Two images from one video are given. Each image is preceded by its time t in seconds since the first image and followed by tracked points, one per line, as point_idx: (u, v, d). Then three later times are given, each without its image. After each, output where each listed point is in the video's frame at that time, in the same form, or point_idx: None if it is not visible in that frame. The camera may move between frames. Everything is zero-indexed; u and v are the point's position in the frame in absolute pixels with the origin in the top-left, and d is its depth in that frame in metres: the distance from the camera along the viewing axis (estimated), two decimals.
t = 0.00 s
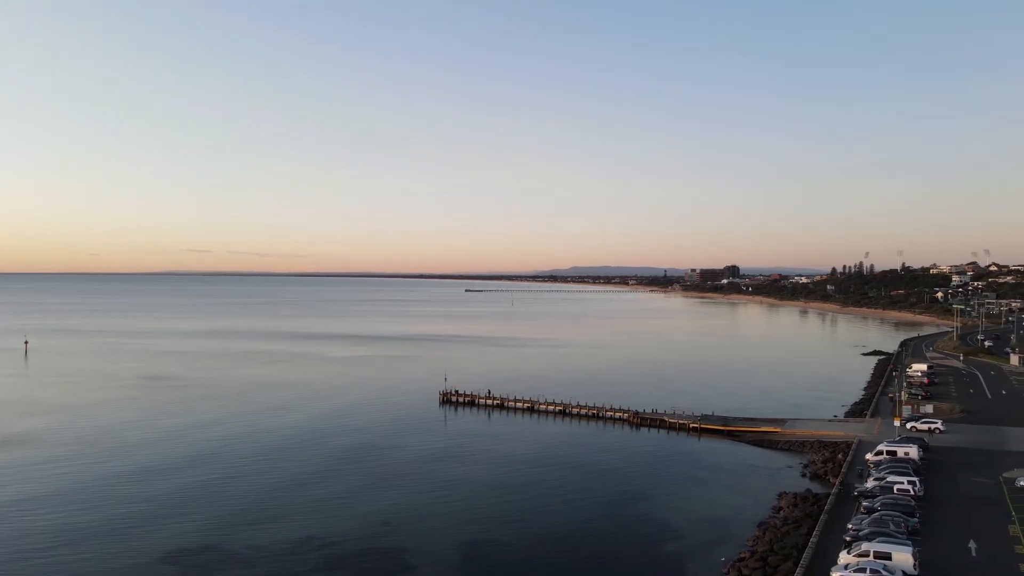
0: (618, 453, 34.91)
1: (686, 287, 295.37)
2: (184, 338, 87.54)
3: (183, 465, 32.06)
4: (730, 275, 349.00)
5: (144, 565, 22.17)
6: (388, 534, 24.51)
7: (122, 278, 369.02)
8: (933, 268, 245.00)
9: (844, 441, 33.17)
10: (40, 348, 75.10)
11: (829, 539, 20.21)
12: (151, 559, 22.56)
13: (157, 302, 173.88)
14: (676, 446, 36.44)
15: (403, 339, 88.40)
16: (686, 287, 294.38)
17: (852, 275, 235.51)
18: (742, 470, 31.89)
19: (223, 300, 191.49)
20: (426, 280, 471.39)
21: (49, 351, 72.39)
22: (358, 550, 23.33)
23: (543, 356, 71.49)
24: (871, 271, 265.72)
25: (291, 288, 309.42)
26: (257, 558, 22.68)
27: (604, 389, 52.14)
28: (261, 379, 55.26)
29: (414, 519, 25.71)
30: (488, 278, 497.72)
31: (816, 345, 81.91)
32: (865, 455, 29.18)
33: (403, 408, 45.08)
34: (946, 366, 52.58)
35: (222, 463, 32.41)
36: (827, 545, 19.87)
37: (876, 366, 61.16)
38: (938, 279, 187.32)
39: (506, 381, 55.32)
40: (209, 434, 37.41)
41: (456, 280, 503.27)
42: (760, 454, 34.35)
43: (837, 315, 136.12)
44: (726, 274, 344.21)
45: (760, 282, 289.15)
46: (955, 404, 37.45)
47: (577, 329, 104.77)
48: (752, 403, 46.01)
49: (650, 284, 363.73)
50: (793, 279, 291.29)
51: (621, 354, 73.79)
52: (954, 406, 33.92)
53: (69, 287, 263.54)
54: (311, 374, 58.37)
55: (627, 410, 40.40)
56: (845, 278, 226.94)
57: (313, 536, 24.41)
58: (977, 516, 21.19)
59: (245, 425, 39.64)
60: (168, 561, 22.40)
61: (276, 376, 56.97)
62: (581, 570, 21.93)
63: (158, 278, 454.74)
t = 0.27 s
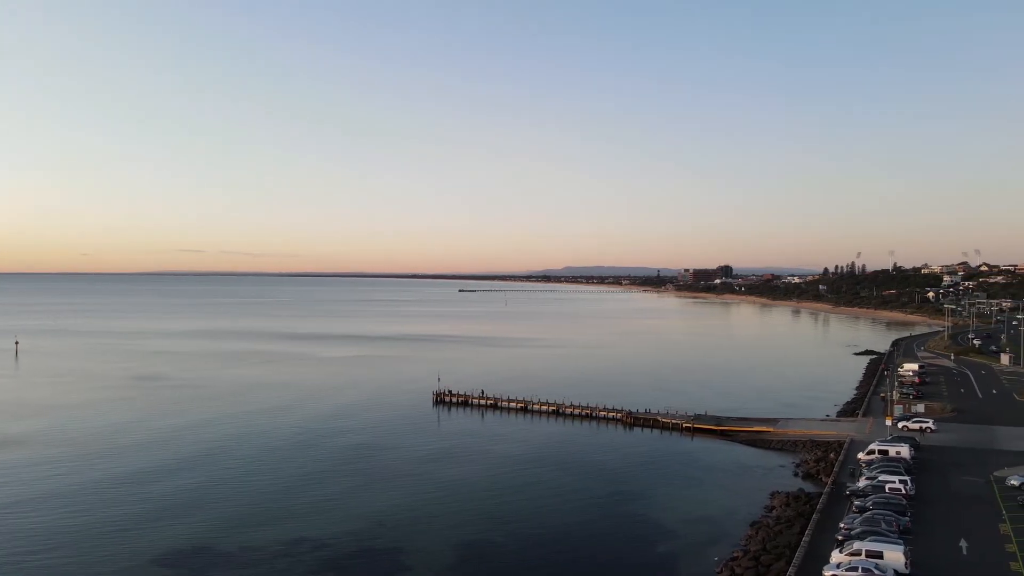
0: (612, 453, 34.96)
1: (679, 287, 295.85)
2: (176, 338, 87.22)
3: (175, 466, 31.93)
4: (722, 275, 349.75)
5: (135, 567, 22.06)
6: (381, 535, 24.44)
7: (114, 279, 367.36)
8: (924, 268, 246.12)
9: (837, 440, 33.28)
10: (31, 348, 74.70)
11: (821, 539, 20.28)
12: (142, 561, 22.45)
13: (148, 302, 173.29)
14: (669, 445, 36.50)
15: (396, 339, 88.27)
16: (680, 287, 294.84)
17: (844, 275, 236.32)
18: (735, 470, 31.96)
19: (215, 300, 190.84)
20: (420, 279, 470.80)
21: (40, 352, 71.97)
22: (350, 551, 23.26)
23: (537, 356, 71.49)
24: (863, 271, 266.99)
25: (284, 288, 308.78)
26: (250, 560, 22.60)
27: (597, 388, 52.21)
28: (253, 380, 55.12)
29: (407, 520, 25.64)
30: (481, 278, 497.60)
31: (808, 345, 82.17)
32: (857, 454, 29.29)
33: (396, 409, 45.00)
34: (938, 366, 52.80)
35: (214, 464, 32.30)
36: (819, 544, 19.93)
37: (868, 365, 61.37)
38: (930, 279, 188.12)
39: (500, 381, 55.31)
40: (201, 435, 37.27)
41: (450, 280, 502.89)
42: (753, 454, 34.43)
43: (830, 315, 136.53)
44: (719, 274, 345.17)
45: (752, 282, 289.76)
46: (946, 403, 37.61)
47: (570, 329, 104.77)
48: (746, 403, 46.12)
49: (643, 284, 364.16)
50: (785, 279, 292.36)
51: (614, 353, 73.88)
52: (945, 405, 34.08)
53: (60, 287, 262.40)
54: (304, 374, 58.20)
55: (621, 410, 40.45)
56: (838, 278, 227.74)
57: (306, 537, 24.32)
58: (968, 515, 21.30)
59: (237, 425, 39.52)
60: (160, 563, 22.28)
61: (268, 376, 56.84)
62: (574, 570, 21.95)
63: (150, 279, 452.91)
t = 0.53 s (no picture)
0: (605, 453, 34.97)
1: (672, 287, 296.38)
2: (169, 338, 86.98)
3: (167, 467, 31.81)
4: (715, 275, 350.67)
5: (128, 569, 21.94)
6: (375, 536, 24.33)
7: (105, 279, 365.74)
8: (915, 269, 247.56)
9: (829, 439, 33.37)
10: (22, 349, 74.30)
11: (813, 538, 20.38)
12: (135, 563, 22.34)
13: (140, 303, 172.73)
14: (662, 445, 36.58)
15: (389, 339, 88.18)
16: (672, 288, 295.37)
17: (836, 275, 237.27)
18: (728, 469, 32.03)
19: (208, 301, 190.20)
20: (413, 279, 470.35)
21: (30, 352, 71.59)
22: (344, 552, 23.19)
23: (530, 356, 71.52)
24: (855, 271, 268.21)
25: (277, 288, 308.02)
26: (243, 561, 22.53)
27: (590, 388, 52.27)
28: (247, 380, 55.01)
29: (401, 521, 25.54)
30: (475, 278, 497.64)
31: (800, 344, 82.43)
32: (848, 454, 29.38)
33: (390, 409, 44.95)
34: (930, 366, 52.98)
35: (207, 465, 32.21)
36: (811, 543, 20.02)
37: (860, 365, 61.56)
38: (921, 279, 189.10)
39: (493, 381, 55.30)
40: (194, 435, 37.15)
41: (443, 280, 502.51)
42: (746, 454, 34.51)
43: (822, 314, 137.06)
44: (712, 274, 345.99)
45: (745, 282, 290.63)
46: (937, 403, 37.79)
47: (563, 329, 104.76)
48: (739, 403, 46.23)
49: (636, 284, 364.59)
50: (778, 279, 293.37)
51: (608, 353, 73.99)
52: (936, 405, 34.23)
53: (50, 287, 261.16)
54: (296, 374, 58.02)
55: (614, 410, 40.50)
56: (829, 278, 228.66)
57: (300, 538, 24.24)
58: (958, 513, 21.43)
59: (230, 426, 39.42)
60: (152, 565, 22.19)
61: (261, 376, 56.72)
62: (568, 569, 21.97)
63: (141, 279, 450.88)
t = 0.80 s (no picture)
0: (599, 453, 34.99)
1: (665, 287, 296.77)
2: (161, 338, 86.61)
3: (160, 467, 31.65)
4: (708, 275, 351.45)
5: (120, 570, 21.83)
6: (368, 536, 24.26)
7: (96, 279, 363.64)
8: (906, 269, 248.66)
9: (822, 439, 33.50)
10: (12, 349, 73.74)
11: (806, 537, 20.43)
12: (127, 564, 22.22)
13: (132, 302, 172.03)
14: (655, 445, 36.64)
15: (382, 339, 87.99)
16: (666, 288, 295.76)
17: (828, 275, 238.12)
18: (721, 469, 32.12)
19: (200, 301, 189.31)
20: (406, 279, 469.60)
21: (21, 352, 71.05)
22: (337, 553, 23.12)
23: (524, 356, 71.49)
24: (848, 271, 269.29)
25: (270, 288, 307.12)
26: (236, 562, 22.40)
27: (584, 388, 52.28)
28: (239, 380, 54.80)
29: (394, 522, 25.47)
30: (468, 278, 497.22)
31: (793, 344, 82.66)
32: (840, 453, 29.49)
33: (383, 409, 44.85)
34: (921, 365, 53.23)
35: (200, 465, 32.08)
36: (804, 542, 20.06)
37: (852, 365, 61.79)
38: (912, 279, 189.96)
39: (487, 382, 55.24)
40: (187, 436, 36.99)
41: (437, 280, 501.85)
42: (739, 453, 34.61)
43: (814, 314, 137.51)
44: (705, 274, 346.75)
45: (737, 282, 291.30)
46: (928, 402, 37.97)
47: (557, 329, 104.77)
48: (732, 402, 46.36)
49: (629, 284, 365.00)
50: (771, 279, 294.30)
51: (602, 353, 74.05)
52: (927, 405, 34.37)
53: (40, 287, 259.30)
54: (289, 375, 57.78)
55: (608, 410, 40.55)
56: (822, 278, 229.41)
57: (293, 539, 24.16)
58: (949, 512, 21.53)
59: (223, 426, 39.26)
60: (144, 566, 22.06)
61: (254, 377, 56.52)
62: (562, 569, 21.98)
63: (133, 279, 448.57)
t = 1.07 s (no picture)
0: (592, 453, 35.03)
1: (658, 287, 297.27)
2: (153, 338, 86.34)
3: (152, 468, 31.54)
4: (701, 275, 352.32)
5: (112, 571, 21.77)
6: (361, 536, 24.24)
7: (88, 278, 361.82)
8: (898, 269, 249.86)
9: (814, 438, 33.64)
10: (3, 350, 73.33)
11: (798, 535, 20.51)
12: (119, 565, 22.15)
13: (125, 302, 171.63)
14: (649, 444, 36.70)
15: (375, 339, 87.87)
16: (659, 288, 296.25)
17: (820, 275, 239.04)
18: (714, 468, 32.21)
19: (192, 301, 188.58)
20: (400, 279, 469.06)
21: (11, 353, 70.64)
22: (331, 553, 23.09)
23: (517, 356, 71.53)
24: (840, 271, 270.43)
25: (263, 288, 306.31)
26: (228, 562, 22.35)
27: (578, 388, 52.35)
28: (232, 380, 54.67)
29: (387, 522, 25.44)
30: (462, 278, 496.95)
31: (786, 344, 82.94)
32: (833, 452, 29.63)
33: (376, 409, 44.80)
34: (912, 365, 53.51)
35: (193, 465, 32.00)
36: (797, 541, 20.14)
37: (844, 365, 62.04)
38: (904, 279, 190.89)
39: (480, 381, 55.25)
40: (179, 436, 36.87)
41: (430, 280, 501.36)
42: (732, 452, 34.71)
43: (807, 314, 138.00)
44: (699, 274, 347.58)
45: (730, 283, 292.08)
46: (919, 402, 38.17)
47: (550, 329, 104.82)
48: (724, 402, 46.50)
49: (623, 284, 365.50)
50: (764, 279, 295.20)
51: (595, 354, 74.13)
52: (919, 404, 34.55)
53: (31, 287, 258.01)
54: (282, 375, 57.64)
55: (601, 409, 40.61)
56: (814, 278, 230.25)
57: (286, 539, 24.12)
58: (941, 511, 21.63)
59: (216, 426, 39.17)
60: (137, 567, 22.00)
61: (247, 377, 56.43)
62: (555, 568, 22.01)
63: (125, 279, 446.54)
